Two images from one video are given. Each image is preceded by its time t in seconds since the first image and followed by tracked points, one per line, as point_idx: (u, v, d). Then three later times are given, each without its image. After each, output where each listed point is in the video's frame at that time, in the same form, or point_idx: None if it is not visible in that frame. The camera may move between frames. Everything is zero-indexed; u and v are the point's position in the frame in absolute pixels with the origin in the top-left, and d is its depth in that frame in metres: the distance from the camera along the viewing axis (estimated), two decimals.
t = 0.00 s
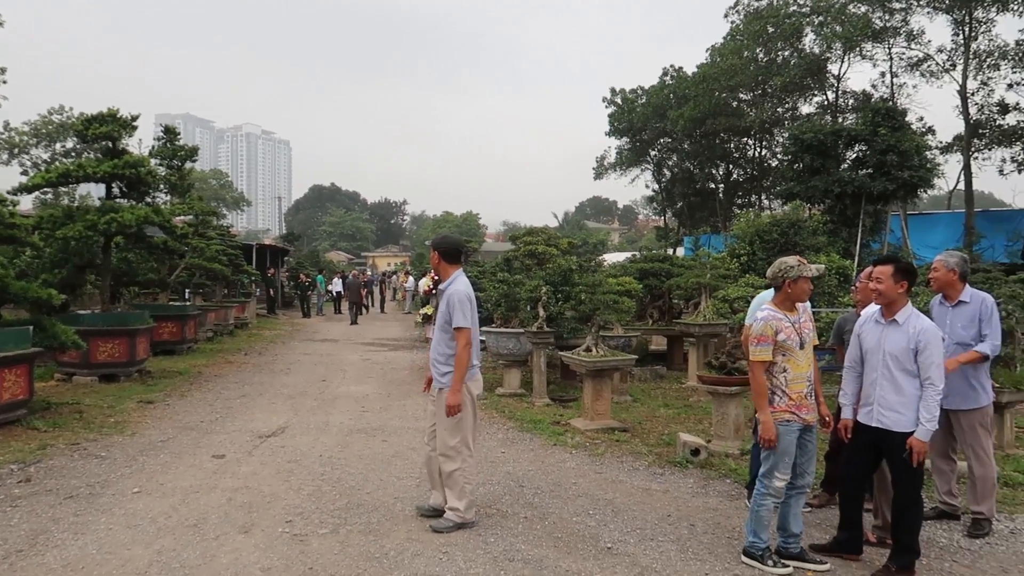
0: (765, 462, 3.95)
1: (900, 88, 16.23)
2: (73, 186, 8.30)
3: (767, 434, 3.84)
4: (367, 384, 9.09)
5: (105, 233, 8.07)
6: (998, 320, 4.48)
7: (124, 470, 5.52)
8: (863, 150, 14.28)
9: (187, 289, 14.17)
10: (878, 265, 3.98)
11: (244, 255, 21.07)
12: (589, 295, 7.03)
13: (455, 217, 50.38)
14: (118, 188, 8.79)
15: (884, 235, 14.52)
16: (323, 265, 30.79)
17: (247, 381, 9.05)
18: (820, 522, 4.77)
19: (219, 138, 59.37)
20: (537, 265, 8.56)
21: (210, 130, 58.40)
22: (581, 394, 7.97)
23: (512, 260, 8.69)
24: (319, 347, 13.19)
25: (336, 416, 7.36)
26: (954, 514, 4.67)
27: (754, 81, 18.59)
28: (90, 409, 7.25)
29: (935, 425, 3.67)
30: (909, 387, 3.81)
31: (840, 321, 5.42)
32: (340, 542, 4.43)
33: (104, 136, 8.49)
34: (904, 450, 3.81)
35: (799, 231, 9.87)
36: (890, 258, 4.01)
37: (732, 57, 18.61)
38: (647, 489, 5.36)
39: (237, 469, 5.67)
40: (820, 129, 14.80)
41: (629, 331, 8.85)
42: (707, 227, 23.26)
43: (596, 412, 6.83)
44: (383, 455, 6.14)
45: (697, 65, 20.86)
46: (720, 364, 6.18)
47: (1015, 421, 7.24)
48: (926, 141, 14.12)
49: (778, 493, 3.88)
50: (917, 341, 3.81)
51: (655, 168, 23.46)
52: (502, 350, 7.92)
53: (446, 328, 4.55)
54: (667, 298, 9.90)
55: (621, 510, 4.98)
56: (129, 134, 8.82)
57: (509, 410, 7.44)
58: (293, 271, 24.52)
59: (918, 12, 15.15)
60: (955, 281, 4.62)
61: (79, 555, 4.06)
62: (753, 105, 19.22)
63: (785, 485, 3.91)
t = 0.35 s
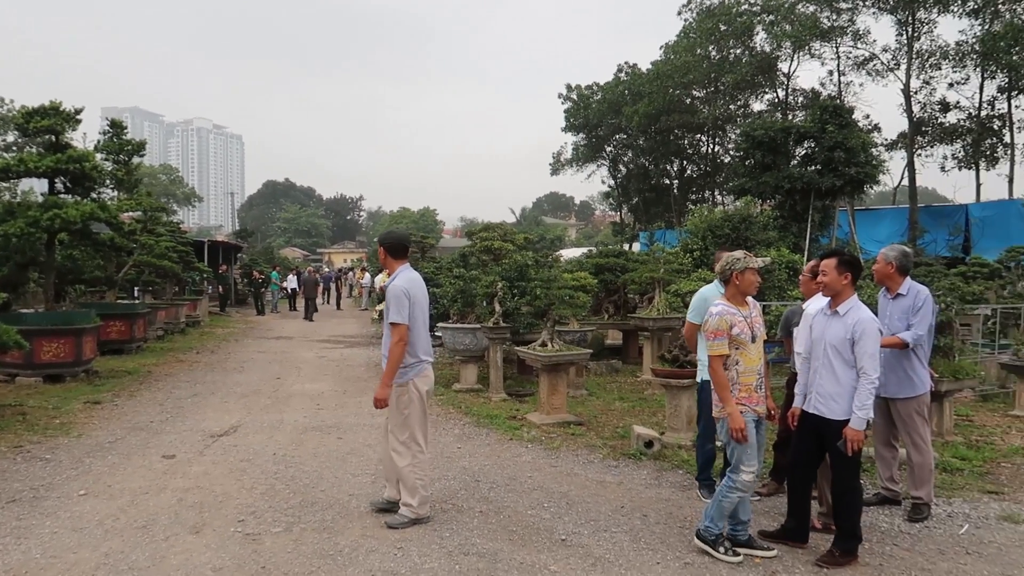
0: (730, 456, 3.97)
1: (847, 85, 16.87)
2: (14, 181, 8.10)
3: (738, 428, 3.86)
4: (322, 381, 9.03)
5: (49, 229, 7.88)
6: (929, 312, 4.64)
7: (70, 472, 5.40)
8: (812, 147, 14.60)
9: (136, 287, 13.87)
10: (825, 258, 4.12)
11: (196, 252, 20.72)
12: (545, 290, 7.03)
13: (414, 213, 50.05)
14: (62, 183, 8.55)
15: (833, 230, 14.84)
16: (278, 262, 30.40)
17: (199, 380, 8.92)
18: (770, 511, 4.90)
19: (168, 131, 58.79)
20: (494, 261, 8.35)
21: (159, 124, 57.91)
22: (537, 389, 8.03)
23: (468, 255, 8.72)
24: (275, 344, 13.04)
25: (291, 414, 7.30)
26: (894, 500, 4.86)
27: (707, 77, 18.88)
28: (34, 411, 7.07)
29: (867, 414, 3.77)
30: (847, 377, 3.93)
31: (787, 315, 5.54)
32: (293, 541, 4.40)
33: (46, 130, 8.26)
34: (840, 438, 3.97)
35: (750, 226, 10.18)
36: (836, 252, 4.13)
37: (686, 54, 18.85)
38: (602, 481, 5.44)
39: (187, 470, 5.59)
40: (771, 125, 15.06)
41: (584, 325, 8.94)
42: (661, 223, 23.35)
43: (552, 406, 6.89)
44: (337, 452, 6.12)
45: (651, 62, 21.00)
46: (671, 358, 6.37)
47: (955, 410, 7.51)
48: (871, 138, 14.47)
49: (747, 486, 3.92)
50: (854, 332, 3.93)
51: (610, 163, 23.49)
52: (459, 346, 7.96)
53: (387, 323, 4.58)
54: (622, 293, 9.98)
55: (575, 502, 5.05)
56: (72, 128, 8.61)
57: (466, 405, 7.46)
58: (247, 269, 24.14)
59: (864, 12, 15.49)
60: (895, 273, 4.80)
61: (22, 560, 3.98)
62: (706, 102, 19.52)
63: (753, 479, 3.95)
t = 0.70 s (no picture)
0: (689, 452, 4.02)
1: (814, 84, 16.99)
2: None
3: (687, 423, 3.91)
4: (292, 378, 9.02)
5: (11, 225, 7.76)
6: (882, 306, 4.89)
7: (33, 471, 5.33)
8: (779, 145, 14.76)
9: (102, 284, 13.66)
10: (792, 251, 4.39)
11: (163, 249, 20.46)
12: (513, 287, 7.19)
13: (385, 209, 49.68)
14: (25, 179, 8.39)
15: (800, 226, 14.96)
16: (247, 259, 30.09)
17: (167, 378, 8.84)
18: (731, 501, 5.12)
19: (135, 128, 58.47)
20: (464, 257, 8.57)
21: (126, 119, 57.42)
22: (507, 384, 8.10)
23: (439, 252, 8.76)
24: (244, 342, 12.95)
25: (260, 411, 7.29)
26: (851, 489, 5.20)
27: (677, 75, 18.91)
28: None
29: (813, 404, 4.01)
30: (801, 369, 4.18)
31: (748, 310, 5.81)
32: (261, 536, 4.40)
33: (8, 125, 8.11)
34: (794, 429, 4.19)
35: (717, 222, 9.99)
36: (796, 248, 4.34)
37: (656, 52, 18.88)
38: (569, 475, 5.61)
39: (155, 467, 5.56)
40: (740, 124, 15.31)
41: (553, 321, 9.02)
42: (632, 220, 23.36)
43: (521, 401, 6.96)
44: (305, 448, 6.15)
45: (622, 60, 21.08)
46: (639, 353, 6.46)
47: (913, 402, 7.72)
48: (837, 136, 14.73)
49: (707, 482, 3.95)
50: (808, 326, 4.17)
51: (582, 160, 23.53)
52: (429, 343, 7.88)
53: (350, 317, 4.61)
54: (592, 289, 10.07)
55: (542, 495, 5.23)
56: (35, 123, 8.46)
57: (436, 401, 7.51)
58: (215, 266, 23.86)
59: (831, 13, 15.71)
60: (851, 268, 5.06)
61: None
62: (676, 100, 19.65)
63: (713, 473, 3.98)
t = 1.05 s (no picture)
0: (642, 451, 4.10)
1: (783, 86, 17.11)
2: None
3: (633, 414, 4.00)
4: (262, 375, 8.99)
5: None
6: (843, 307, 5.10)
7: None
8: (748, 145, 14.87)
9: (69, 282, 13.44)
10: (744, 257, 4.41)
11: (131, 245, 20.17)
12: (484, 284, 7.19)
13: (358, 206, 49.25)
14: None
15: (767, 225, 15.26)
16: (219, 255, 29.76)
17: (135, 376, 8.76)
18: (692, 496, 5.30)
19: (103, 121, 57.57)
20: (436, 254, 8.57)
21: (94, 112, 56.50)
22: (477, 381, 8.17)
23: (410, 250, 8.76)
24: (215, 339, 12.85)
25: (229, 408, 7.27)
26: (808, 483, 5.39)
27: (650, 75, 18.91)
28: None
29: (782, 402, 4.13)
30: (764, 367, 4.28)
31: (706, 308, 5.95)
32: (228, 532, 4.40)
33: None
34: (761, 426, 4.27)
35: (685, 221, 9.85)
36: (754, 248, 4.44)
37: (629, 51, 18.92)
38: (535, 470, 5.71)
39: (122, 465, 5.52)
40: (710, 123, 15.42)
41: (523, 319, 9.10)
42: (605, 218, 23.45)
43: (490, 398, 7.05)
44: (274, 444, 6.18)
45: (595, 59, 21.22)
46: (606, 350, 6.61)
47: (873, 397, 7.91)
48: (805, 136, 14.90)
49: (661, 480, 4.03)
50: (770, 325, 4.28)
51: (556, 158, 23.55)
52: (401, 340, 7.91)
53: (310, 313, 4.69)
54: (562, 287, 10.16)
55: (508, 490, 5.30)
56: None
57: (406, 398, 7.55)
58: (186, 263, 23.57)
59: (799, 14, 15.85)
60: (811, 268, 5.22)
61: None
62: (648, 99, 19.71)
63: (665, 471, 4.07)
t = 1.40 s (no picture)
0: (592, 449, 4.14)
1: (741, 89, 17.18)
2: None
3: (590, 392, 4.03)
4: (215, 369, 8.85)
5: None
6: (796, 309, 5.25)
7: None
8: (705, 147, 15.06)
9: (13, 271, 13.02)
10: (698, 258, 4.47)
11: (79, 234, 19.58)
12: (442, 281, 7.17)
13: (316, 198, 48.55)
14: None
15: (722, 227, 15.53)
16: (171, 246, 29.09)
17: (82, 369, 8.54)
18: (645, 492, 5.39)
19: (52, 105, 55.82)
20: (394, 250, 8.54)
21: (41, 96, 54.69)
22: (434, 377, 8.18)
23: (368, 245, 8.71)
24: (165, 332, 12.58)
25: (180, 402, 7.14)
26: (756, 479, 5.51)
27: (610, 76, 18.93)
28: None
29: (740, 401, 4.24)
30: (718, 367, 4.36)
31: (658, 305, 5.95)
32: (178, 527, 4.34)
33: None
34: (717, 424, 4.34)
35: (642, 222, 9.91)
36: (707, 250, 4.54)
37: (590, 52, 18.98)
38: (490, 466, 5.74)
39: (68, 459, 5.39)
40: (669, 125, 15.41)
41: (481, 316, 9.12)
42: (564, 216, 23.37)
43: (447, 395, 7.03)
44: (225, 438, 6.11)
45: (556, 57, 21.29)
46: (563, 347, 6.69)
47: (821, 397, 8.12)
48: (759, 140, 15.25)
49: (611, 477, 4.08)
50: (724, 326, 4.38)
51: (515, 156, 23.47)
52: (357, 336, 7.87)
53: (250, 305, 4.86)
54: (520, 286, 10.22)
55: (463, 486, 5.32)
56: None
57: (361, 394, 7.51)
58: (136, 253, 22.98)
59: (757, 20, 16.16)
60: (764, 270, 5.33)
61: None
62: (609, 99, 19.77)
63: (615, 470, 4.12)
